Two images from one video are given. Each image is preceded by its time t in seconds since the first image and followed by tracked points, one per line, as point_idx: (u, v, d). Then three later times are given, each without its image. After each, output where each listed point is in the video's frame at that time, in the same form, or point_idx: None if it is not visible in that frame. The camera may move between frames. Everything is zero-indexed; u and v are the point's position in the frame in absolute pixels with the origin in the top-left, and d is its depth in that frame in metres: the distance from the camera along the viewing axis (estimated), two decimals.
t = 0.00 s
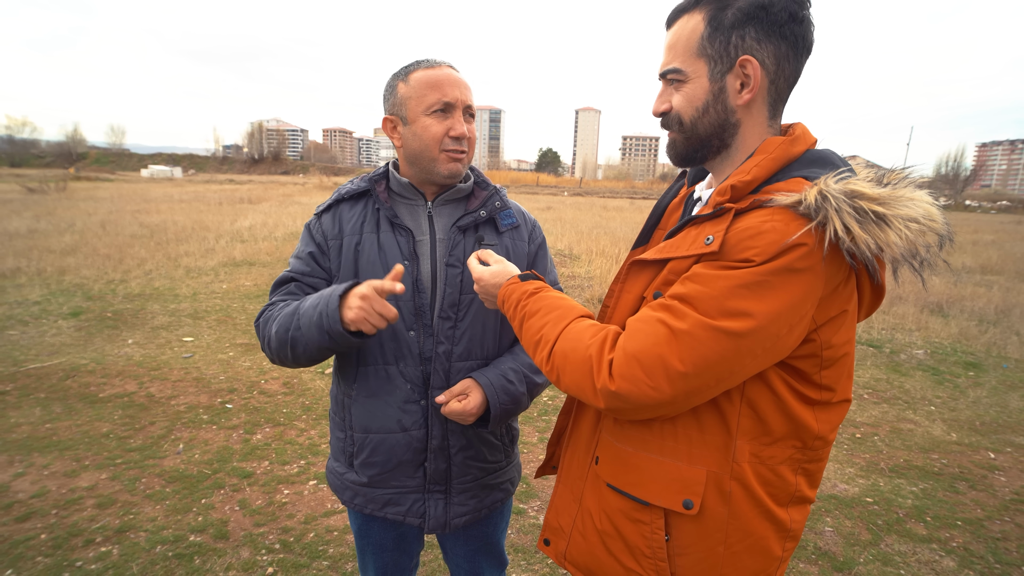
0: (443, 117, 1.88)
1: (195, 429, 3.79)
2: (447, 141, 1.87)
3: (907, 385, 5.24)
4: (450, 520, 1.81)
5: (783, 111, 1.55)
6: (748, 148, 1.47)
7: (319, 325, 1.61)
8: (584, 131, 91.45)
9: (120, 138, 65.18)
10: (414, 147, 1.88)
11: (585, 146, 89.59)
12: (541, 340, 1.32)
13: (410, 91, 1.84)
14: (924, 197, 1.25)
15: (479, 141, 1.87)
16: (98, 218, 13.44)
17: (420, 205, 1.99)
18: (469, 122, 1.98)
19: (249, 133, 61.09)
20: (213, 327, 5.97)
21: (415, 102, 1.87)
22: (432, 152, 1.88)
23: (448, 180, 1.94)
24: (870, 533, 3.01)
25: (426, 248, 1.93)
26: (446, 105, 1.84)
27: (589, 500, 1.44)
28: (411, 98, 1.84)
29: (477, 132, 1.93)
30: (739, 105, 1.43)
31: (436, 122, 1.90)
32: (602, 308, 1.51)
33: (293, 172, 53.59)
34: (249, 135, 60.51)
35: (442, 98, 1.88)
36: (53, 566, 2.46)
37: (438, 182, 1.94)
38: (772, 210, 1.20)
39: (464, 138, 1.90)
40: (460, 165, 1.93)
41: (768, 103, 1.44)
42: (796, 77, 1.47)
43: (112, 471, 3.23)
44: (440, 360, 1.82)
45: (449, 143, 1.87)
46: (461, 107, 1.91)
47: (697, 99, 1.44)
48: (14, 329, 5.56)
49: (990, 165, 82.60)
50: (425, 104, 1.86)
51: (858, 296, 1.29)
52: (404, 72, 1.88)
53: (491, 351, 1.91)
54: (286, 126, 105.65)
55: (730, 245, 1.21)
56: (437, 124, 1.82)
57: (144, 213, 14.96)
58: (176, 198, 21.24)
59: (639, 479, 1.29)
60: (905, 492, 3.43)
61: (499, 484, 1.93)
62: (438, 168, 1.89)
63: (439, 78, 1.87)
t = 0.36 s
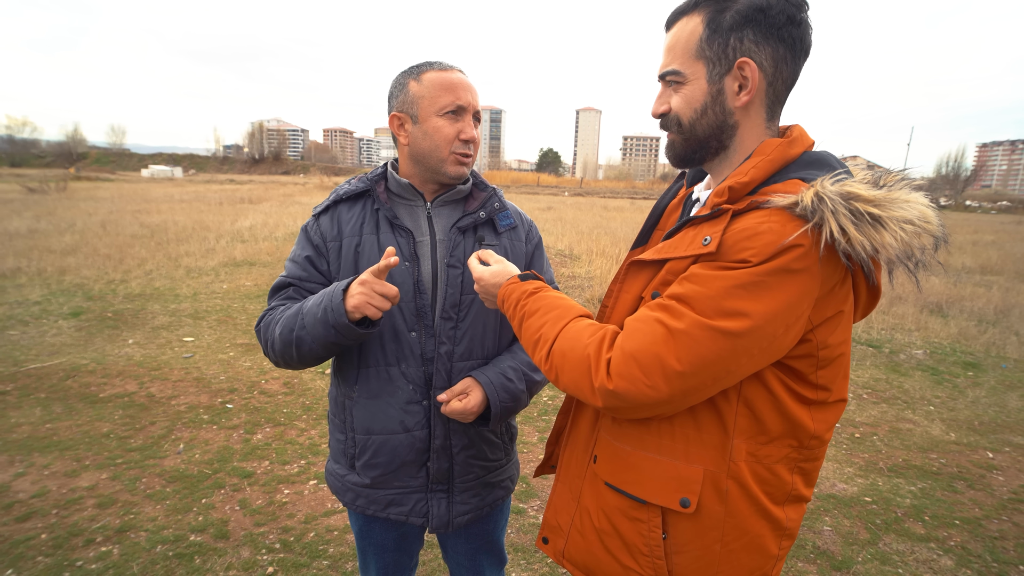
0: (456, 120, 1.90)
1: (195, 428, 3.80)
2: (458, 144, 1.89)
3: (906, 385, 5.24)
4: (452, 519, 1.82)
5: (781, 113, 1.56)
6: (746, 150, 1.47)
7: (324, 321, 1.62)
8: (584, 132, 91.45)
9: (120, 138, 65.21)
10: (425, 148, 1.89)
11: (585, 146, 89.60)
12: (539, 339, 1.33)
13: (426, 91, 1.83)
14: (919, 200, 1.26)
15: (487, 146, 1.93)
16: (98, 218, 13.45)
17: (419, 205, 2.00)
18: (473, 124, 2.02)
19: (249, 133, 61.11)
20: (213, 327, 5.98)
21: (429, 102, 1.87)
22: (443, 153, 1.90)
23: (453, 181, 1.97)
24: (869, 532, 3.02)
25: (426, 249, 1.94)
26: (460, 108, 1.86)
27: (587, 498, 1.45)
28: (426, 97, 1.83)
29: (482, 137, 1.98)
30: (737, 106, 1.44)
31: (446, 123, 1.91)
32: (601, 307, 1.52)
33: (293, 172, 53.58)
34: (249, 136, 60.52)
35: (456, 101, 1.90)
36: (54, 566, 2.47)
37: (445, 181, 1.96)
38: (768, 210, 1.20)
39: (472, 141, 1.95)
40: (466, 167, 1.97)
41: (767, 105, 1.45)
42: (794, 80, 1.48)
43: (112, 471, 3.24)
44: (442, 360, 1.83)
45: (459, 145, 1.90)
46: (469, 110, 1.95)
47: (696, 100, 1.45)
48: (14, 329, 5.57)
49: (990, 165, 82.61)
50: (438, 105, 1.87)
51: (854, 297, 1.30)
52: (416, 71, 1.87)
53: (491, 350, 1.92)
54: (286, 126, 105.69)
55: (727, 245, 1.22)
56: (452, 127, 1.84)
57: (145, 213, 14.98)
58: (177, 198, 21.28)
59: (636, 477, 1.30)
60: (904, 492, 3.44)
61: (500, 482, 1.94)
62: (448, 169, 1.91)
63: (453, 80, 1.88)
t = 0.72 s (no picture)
0: (421, 145, 1.88)
1: (179, 440, 3.75)
2: (420, 169, 1.87)
3: (890, 389, 5.31)
4: (433, 549, 1.81)
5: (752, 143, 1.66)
6: (720, 180, 1.58)
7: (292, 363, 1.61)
8: (575, 132, 91.63)
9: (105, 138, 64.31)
10: (391, 172, 1.89)
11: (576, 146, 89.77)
12: (539, 378, 1.31)
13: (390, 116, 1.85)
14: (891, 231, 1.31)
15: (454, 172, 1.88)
16: (83, 221, 13.25)
17: (398, 230, 2.01)
18: (452, 149, 1.99)
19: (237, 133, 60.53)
20: (199, 334, 5.91)
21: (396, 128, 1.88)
22: (405, 178, 1.88)
23: (421, 207, 1.94)
24: (853, 540, 3.05)
25: (404, 276, 1.93)
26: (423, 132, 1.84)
27: (573, 529, 1.45)
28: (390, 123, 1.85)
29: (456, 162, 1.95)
30: (716, 139, 1.52)
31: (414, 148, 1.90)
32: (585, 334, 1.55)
33: (282, 172, 53.15)
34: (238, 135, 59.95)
35: (422, 125, 1.89)
36: None
37: (411, 208, 1.95)
38: (750, 240, 1.23)
39: (441, 167, 1.91)
40: (433, 192, 1.93)
41: (742, 139, 1.55)
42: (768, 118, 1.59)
43: (94, 486, 3.19)
44: (420, 390, 1.81)
45: (422, 171, 1.87)
46: (441, 135, 1.91)
47: (678, 130, 1.52)
48: None
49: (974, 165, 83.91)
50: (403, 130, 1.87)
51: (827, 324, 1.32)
52: (388, 95, 1.89)
53: (471, 378, 1.91)
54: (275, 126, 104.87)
55: (712, 278, 1.22)
56: (411, 152, 1.83)
57: (130, 216, 14.77)
58: (163, 199, 21.02)
59: (625, 510, 1.30)
60: (888, 498, 3.48)
61: (482, 509, 1.94)
62: (410, 195, 1.90)
63: (422, 105, 1.87)
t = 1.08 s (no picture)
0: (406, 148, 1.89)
1: (173, 443, 3.73)
2: (403, 173, 1.88)
3: (884, 389, 5.34)
4: (422, 553, 1.81)
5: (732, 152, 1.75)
6: (711, 187, 1.63)
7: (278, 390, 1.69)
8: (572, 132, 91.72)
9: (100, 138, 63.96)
10: (378, 176, 1.89)
11: (572, 147, 89.88)
12: (610, 419, 1.29)
13: (373, 120, 1.86)
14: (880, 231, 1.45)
15: (438, 176, 1.87)
16: (76, 222, 13.17)
17: (389, 236, 2.00)
18: (438, 153, 1.99)
19: (232, 133, 60.29)
20: (193, 336, 5.88)
21: (379, 131, 1.88)
22: (389, 182, 1.89)
23: (406, 212, 1.94)
24: (846, 541, 3.06)
25: (395, 281, 1.93)
26: (406, 136, 1.84)
27: (587, 556, 1.50)
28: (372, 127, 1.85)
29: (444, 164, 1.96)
30: (709, 144, 1.56)
31: (398, 152, 1.91)
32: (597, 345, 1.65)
33: (278, 172, 52.98)
34: (233, 136, 59.71)
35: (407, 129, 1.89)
36: None
37: (397, 213, 1.95)
38: (756, 243, 1.35)
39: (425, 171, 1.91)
40: (418, 197, 1.93)
41: (725, 147, 1.62)
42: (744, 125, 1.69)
43: (86, 489, 3.17)
44: (411, 396, 1.82)
45: (405, 174, 1.87)
46: (426, 139, 1.91)
47: (676, 135, 1.54)
48: None
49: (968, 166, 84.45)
50: (387, 133, 1.87)
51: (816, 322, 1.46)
52: (374, 100, 1.89)
53: (464, 384, 1.92)
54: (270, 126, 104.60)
55: (731, 286, 1.32)
56: (393, 156, 1.83)
57: (124, 216, 14.68)
58: (158, 200, 20.93)
59: (655, 533, 1.36)
60: (881, 498, 3.50)
61: (473, 514, 1.93)
62: (393, 198, 1.91)
63: (405, 109, 1.88)
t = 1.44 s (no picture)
0: (396, 147, 1.91)
1: (161, 443, 3.71)
2: (400, 171, 1.91)
3: (871, 386, 5.40)
4: (411, 547, 1.82)
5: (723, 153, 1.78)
6: (704, 180, 1.64)
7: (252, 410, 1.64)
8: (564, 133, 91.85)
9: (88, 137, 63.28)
10: (368, 176, 1.92)
11: (565, 147, 90.03)
12: (645, 431, 1.32)
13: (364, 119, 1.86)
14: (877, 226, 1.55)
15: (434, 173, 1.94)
16: (64, 222, 13.03)
17: (373, 230, 2.01)
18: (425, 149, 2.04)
19: (223, 133, 59.85)
20: (182, 336, 5.84)
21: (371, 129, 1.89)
22: (385, 180, 1.91)
23: (401, 208, 1.98)
24: (833, 535, 3.09)
25: (380, 275, 1.94)
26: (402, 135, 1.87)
27: (600, 551, 1.54)
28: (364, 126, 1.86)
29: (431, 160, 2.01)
30: (703, 140, 1.59)
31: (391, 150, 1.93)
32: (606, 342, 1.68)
33: (269, 172, 52.67)
34: (224, 135, 59.28)
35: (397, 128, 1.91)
36: None
37: (391, 208, 1.99)
38: (770, 236, 1.41)
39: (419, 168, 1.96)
40: (413, 193, 1.98)
41: (716, 145, 1.64)
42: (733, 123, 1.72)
43: (72, 490, 3.14)
44: (397, 389, 1.82)
45: (402, 173, 1.91)
46: (417, 137, 1.95)
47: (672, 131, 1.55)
48: None
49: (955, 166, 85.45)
50: (380, 132, 1.89)
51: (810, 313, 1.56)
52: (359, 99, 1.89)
53: (450, 376, 1.92)
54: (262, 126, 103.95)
55: (751, 280, 1.38)
56: (391, 155, 1.86)
57: (114, 216, 14.55)
58: (147, 199, 20.74)
59: (673, 525, 1.42)
60: (868, 493, 3.55)
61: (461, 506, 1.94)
62: (390, 196, 1.94)
63: (396, 107, 1.90)
